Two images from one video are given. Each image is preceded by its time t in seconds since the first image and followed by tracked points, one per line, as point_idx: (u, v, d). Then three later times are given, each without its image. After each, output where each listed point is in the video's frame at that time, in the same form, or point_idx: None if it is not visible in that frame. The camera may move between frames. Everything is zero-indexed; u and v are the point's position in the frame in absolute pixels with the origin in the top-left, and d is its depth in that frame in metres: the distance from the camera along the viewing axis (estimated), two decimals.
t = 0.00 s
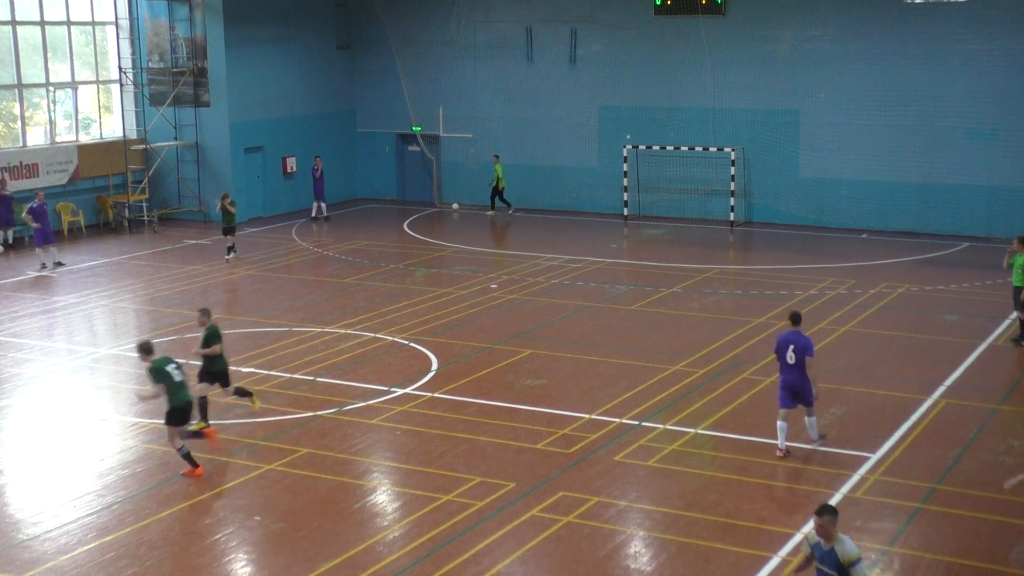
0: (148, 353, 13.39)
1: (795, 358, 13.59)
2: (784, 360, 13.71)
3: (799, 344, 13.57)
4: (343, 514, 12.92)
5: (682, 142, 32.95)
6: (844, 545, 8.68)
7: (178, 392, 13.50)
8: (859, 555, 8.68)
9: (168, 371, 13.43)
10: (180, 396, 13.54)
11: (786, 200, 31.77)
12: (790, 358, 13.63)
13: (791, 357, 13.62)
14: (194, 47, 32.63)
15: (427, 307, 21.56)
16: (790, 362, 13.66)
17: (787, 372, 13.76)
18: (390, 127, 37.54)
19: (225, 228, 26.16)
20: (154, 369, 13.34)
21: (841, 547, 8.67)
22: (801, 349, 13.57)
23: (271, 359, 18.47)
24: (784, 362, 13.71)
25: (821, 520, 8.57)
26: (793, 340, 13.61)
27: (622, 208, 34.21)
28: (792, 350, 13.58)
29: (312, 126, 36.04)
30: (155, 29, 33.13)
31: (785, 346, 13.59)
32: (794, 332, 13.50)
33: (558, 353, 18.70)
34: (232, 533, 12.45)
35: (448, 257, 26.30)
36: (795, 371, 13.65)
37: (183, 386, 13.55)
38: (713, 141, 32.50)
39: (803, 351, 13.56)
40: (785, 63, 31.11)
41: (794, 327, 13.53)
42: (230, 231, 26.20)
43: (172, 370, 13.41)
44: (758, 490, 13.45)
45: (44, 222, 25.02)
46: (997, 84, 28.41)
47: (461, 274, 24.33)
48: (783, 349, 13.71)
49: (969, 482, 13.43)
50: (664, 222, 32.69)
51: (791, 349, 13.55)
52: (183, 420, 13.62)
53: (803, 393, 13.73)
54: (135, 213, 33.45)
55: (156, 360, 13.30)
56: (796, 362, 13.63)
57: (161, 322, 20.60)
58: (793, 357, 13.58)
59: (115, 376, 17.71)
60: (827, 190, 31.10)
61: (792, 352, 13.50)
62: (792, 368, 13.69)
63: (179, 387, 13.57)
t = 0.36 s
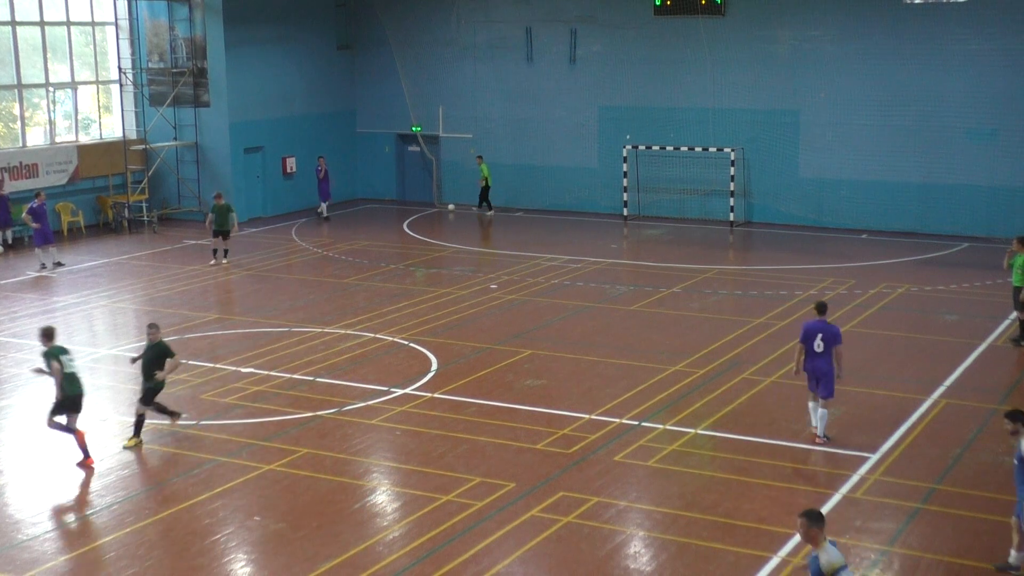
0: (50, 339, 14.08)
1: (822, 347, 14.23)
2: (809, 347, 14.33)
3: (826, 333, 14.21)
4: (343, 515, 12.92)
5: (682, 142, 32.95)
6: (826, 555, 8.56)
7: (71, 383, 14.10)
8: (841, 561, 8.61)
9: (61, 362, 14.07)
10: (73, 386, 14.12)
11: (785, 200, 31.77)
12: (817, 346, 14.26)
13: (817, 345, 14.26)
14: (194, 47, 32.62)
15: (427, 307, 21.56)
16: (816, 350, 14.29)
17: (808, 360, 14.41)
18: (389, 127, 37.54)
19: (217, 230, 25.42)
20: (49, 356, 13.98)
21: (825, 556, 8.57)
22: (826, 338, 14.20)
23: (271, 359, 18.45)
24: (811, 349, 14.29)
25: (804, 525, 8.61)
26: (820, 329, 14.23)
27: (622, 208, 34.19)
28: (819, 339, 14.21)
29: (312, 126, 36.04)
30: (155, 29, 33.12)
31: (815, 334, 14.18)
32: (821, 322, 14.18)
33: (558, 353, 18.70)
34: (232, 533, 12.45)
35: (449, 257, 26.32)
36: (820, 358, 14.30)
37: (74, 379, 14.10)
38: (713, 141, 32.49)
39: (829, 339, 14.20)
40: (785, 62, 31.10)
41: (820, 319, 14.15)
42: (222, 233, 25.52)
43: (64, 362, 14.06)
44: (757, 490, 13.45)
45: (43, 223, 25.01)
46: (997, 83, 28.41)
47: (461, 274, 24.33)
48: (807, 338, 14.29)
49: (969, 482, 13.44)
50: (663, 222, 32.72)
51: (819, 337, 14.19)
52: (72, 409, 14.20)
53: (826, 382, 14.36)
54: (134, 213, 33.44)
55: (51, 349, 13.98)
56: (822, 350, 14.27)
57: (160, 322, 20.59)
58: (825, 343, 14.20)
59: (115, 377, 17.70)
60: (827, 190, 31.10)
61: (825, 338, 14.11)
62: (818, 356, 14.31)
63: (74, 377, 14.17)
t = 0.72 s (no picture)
0: None
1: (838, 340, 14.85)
2: (827, 340, 14.94)
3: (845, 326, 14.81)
4: (344, 515, 12.93)
5: (682, 142, 32.95)
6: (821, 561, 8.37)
7: None
8: (835, 573, 8.33)
9: None
10: None
11: (786, 199, 31.76)
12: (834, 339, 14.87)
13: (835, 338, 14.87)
14: (194, 47, 32.60)
15: (427, 307, 21.57)
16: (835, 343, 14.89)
17: (826, 353, 14.99)
18: (389, 127, 37.53)
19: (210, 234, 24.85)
20: None
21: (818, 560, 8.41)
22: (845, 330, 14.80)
23: (271, 359, 18.44)
24: (829, 341, 14.91)
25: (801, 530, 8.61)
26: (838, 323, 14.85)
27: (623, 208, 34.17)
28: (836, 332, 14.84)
29: (311, 126, 36.03)
30: (155, 29, 33.10)
31: (832, 327, 14.82)
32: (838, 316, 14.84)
33: (558, 353, 18.70)
34: (232, 533, 12.45)
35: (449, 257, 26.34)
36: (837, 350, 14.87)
37: None
38: (713, 141, 32.49)
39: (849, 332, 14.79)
40: (785, 62, 31.11)
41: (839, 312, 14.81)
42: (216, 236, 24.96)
43: None
44: (758, 490, 13.45)
45: (44, 223, 25.00)
46: (998, 83, 28.42)
47: (461, 274, 24.34)
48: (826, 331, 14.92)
49: (968, 482, 13.44)
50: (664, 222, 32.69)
51: (835, 331, 14.78)
52: None
53: (845, 374, 14.93)
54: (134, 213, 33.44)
55: None
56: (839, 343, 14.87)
57: (161, 322, 20.60)
58: (842, 335, 14.80)
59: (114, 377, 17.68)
60: (827, 190, 31.08)
61: (841, 330, 14.74)
62: (835, 348, 14.87)
63: None
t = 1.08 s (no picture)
0: None
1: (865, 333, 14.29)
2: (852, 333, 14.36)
3: (872, 318, 14.24)
4: (339, 522, 12.43)
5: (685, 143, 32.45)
6: None
7: None
8: None
9: None
10: None
11: (795, 197, 31.24)
12: (861, 332, 14.28)
13: (862, 333, 14.28)
14: (184, 40, 32.28)
15: (425, 307, 21.12)
16: (861, 336, 14.34)
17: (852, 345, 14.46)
18: (385, 123, 37.07)
19: (200, 236, 24.18)
20: None
21: None
22: (873, 322, 14.22)
23: (263, 361, 17.95)
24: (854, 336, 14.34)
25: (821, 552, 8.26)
26: (863, 314, 14.24)
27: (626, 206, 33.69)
28: (863, 324, 14.24)
29: (305, 123, 35.55)
30: (145, 23, 32.74)
31: (858, 321, 14.22)
32: (863, 306, 14.23)
33: (561, 355, 18.21)
34: (224, 541, 11.96)
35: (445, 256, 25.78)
36: (864, 344, 14.36)
37: None
38: (719, 137, 31.99)
39: (877, 324, 14.21)
40: (792, 56, 30.65)
41: (864, 301, 14.21)
42: (204, 240, 24.16)
43: None
44: (767, 497, 12.93)
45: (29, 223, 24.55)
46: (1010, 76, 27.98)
47: (459, 273, 23.85)
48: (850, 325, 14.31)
49: (984, 488, 12.91)
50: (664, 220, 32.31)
51: (862, 324, 14.20)
52: None
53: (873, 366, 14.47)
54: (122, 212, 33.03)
55: None
56: (866, 336, 14.31)
57: (149, 324, 20.10)
58: (869, 329, 14.24)
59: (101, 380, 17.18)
60: (836, 187, 30.59)
61: (869, 324, 14.17)
62: (861, 342, 14.34)
63: None
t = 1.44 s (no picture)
0: None
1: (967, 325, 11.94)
2: (952, 326, 11.99)
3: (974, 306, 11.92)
4: None
5: (716, 112, 29.00)
6: None
7: None
8: None
9: None
10: None
11: (865, 167, 27.63)
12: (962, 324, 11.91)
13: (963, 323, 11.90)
14: None
15: (397, 308, 17.73)
16: (962, 329, 11.96)
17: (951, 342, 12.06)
18: (354, 76, 33.66)
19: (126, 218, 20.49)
20: None
21: None
22: (976, 311, 11.88)
23: (202, 373, 14.74)
24: (954, 328, 11.97)
25: None
26: (964, 301, 11.91)
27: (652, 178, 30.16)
28: (964, 313, 11.89)
29: (253, 78, 31.75)
30: None
31: (959, 309, 11.88)
32: (964, 293, 11.95)
33: (573, 365, 15.00)
34: None
35: (431, 240, 22.82)
36: (966, 338, 11.97)
37: None
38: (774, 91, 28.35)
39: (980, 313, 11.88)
40: None
41: (964, 286, 11.98)
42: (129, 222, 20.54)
43: None
44: (838, 541, 9.83)
45: None
46: None
47: (447, 263, 20.67)
48: (948, 315, 11.95)
49: None
50: (708, 195, 28.74)
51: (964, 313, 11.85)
52: None
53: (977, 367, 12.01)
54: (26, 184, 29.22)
55: None
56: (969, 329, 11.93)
57: (61, 326, 16.89)
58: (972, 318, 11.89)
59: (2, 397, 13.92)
60: (912, 153, 27.01)
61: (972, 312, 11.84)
62: (962, 335, 11.97)
63: None
